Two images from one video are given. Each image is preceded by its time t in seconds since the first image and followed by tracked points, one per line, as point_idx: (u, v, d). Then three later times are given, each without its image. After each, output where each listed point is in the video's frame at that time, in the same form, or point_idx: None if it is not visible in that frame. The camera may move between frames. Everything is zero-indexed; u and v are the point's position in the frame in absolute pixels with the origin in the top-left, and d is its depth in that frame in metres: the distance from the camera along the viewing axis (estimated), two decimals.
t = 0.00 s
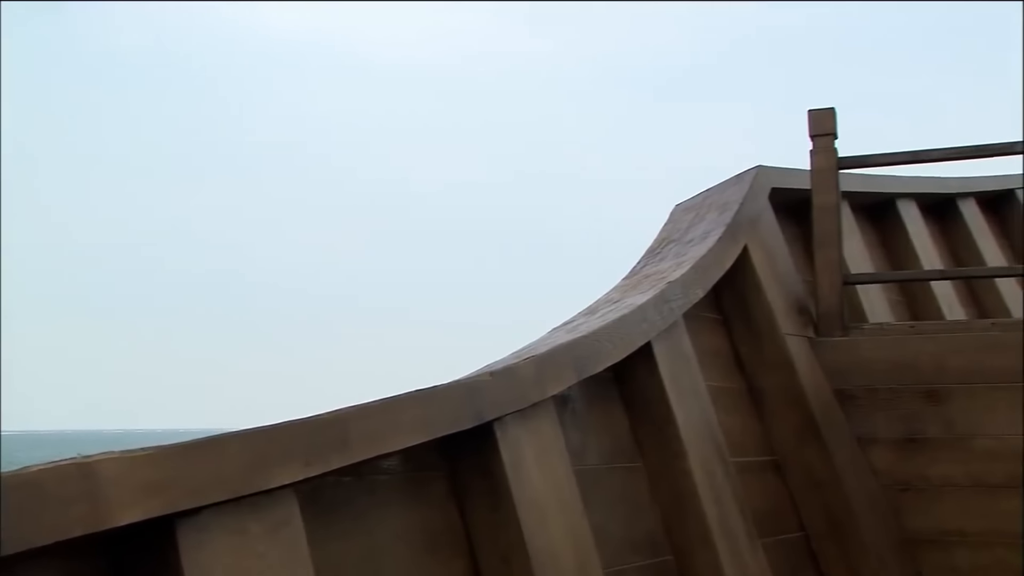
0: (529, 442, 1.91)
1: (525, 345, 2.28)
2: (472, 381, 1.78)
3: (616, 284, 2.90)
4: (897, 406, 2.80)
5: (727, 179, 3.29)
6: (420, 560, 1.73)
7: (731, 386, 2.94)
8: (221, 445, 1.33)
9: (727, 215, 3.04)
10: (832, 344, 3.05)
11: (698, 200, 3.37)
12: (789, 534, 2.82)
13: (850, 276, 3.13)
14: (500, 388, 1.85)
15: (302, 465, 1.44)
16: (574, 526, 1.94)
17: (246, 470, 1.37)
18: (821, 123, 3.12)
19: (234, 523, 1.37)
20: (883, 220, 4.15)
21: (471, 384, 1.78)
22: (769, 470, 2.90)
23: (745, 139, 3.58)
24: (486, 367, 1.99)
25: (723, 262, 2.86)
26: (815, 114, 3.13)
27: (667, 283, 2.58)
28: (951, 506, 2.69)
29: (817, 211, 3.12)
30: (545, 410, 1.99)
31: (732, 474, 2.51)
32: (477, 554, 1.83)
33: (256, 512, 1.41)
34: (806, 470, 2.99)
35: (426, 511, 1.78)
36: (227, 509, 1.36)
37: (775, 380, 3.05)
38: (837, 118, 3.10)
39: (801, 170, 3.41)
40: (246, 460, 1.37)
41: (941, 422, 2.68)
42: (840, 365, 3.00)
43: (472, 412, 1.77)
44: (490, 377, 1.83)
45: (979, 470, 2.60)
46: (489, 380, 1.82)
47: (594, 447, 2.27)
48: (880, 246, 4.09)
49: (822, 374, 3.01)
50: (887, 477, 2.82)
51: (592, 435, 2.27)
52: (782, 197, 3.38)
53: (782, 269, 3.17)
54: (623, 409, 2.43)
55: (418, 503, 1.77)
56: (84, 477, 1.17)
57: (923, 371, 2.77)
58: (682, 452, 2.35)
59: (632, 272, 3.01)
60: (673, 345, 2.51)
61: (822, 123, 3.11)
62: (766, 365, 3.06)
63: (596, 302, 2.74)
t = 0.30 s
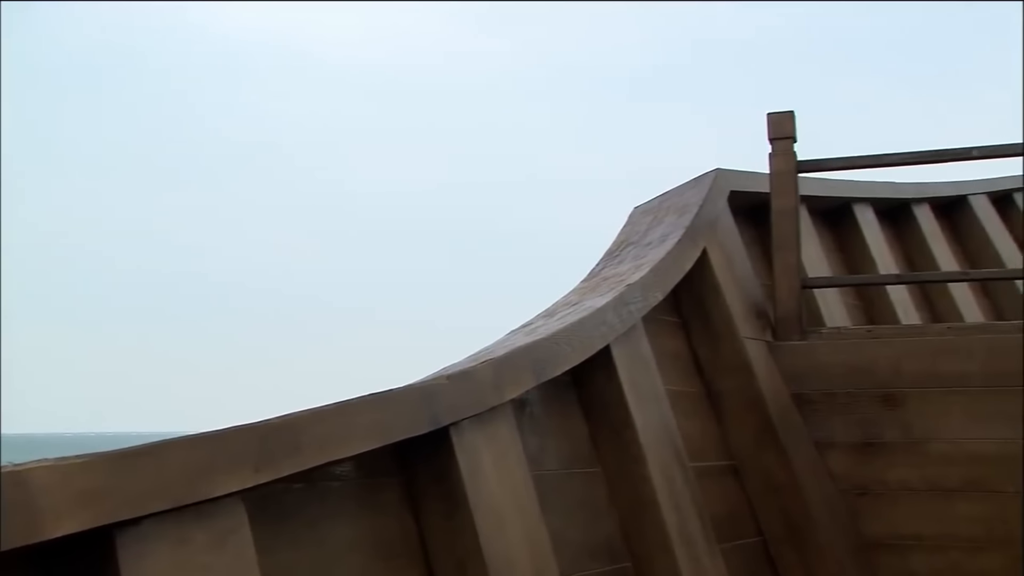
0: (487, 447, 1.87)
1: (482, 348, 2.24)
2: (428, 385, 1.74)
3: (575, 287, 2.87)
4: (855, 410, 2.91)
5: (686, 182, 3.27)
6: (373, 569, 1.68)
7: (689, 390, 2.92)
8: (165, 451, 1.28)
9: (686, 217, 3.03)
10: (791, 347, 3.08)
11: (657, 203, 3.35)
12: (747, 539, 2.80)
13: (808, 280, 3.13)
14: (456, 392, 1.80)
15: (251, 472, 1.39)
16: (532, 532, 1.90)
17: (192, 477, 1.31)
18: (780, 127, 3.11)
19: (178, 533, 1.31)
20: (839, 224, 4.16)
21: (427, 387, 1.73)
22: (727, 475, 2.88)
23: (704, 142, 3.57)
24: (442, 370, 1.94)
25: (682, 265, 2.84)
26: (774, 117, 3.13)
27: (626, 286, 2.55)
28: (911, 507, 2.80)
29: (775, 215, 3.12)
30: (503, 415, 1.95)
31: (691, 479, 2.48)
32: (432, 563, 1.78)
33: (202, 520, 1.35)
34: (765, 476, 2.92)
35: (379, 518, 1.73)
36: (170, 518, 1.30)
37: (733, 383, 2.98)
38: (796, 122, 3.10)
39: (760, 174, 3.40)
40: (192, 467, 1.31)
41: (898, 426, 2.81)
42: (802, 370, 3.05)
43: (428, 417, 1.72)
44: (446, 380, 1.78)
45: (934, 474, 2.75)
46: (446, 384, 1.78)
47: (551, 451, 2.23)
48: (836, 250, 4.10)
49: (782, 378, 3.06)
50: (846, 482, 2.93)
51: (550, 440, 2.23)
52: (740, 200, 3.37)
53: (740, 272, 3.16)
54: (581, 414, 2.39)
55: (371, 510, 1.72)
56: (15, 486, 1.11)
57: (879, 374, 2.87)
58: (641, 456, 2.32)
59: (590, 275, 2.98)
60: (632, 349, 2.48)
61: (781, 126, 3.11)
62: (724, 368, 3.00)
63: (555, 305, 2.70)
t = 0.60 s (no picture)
0: (440, 456, 1.81)
1: (435, 353, 2.18)
2: (379, 392, 1.68)
3: (529, 291, 2.82)
4: (811, 416, 2.92)
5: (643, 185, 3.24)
6: None
7: (645, 396, 2.89)
8: (101, 462, 1.21)
9: (642, 221, 3.00)
10: (747, 353, 3.07)
11: (613, 206, 3.31)
12: (701, 547, 2.77)
13: (764, 285, 3.12)
14: (409, 399, 1.74)
15: (192, 483, 1.32)
16: (486, 542, 1.85)
17: (129, 489, 1.24)
18: (736, 131, 3.10)
19: (113, 548, 1.24)
20: (794, 229, 4.17)
21: (378, 394, 1.67)
22: (683, 481, 2.85)
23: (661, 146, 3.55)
24: (393, 376, 1.88)
25: (638, 269, 2.81)
26: (730, 121, 3.11)
27: (582, 290, 2.51)
28: (867, 513, 2.83)
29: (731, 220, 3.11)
30: (457, 422, 1.90)
31: (646, 487, 2.45)
32: None
33: (140, 534, 1.28)
34: (721, 485, 2.87)
35: (328, 529, 1.67)
36: (105, 533, 1.23)
37: (688, 389, 2.95)
38: (752, 126, 3.09)
39: (716, 178, 3.38)
40: (129, 478, 1.24)
41: (853, 433, 2.83)
42: (761, 375, 3.03)
43: (379, 424, 1.66)
44: (398, 387, 1.73)
45: (889, 480, 2.78)
46: (397, 391, 1.72)
47: (505, 459, 2.18)
48: (790, 255, 4.10)
49: (738, 385, 3.02)
50: (800, 488, 2.93)
51: (504, 447, 2.18)
52: (696, 205, 3.35)
53: (696, 277, 3.14)
54: (536, 420, 2.34)
55: (319, 521, 1.66)
56: None
57: (835, 381, 2.90)
58: (597, 464, 2.28)
59: (545, 279, 2.94)
60: (588, 354, 2.44)
61: (737, 130, 3.09)
62: (680, 373, 2.96)
63: (509, 309, 2.65)
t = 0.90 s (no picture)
0: (404, 466, 1.76)
1: (399, 358, 2.12)
2: (341, 398, 1.62)
3: (495, 294, 2.77)
4: (779, 422, 2.90)
5: (610, 188, 3.21)
6: None
7: (611, 401, 2.85)
8: (43, 474, 1.16)
9: (609, 225, 2.96)
10: (714, 358, 3.00)
11: (580, 209, 3.27)
12: (667, 555, 2.74)
13: (731, 290, 3.10)
14: (372, 406, 1.69)
15: (143, 495, 1.27)
16: (450, 553, 1.80)
17: (73, 503, 1.19)
18: (703, 134, 3.11)
19: (56, 565, 1.18)
20: (759, 233, 4.16)
21: (340, 401, 1.61)
22: (650, 488, 2.81)
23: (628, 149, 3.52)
24: (356, 381, 1.82)
25: (606, 273, 2.77)
26: (699, 124, 3.12)
27: (549, 294, 2.46)
28: (835, 519, 2.81)
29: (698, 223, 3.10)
30: (422, 428, 1.84)
31: (613, 493, 2.41)
32: None
33: (85, 550, 1.22)
34: (687, 492, 2.84)
35: (286, 540, 1.61)
36: (47, 549, 1.17)
37: (655, 394, 2.91)
38: (721, 129, 3.10)
39: (683, 182, 3.36)
40: (73, 491, 1.19)
41: (819, 438, 2.85)
42: (728, 381, 2.97)
43: (341, 432, 1.60)
44: (361, 393, 1.67)
45: (857, 486, 2.80)
46: (360, 397, 1.66)
47: (469, 466, 2.13)
48: (756, 259, 4.09)
49: (704, 390, 2.97)
50: (767, 494, 2.89)
51: (469, 454, 2.13)
52: (663, 208, 3.32)
53: (663, 281, 3.10)
54: (501, 426, 2.28)
55: (277, 532, 1.59)
56: None
57: (803, 386, 2.89)
58: (564, 472, 2.23)
59: (511, 281, 2.89)
60: (555, 359, 2.40)
61: (706, 133, 3.10)
62: (648, 378, 2.92)
63: (474, 312, 2.60)
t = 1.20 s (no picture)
0: (362, 476, 1.70)
1: (357, 364, 2.06)
2: (298, 407, 1.56)
3: (456, 298, 2.72)
4: (741, 429, 2.87)
5: (573, 191, 3.17)
6: None
7: (573, 407, 2.81)
8: None
9: (572, 228, 2.92)
10: (676, 363, 2.97)
11: (542, 212, 3.23)
12: (629, 563, 2.70)
13: (694, 295, 3.07)
14: (330, 414, 1.63)
15: (86, 512, 1.20)
16: (409, 565, 1.74)
17: (11, 521, 1.12)
18: (667, 138, 3.09)
19: None
20: (721, 238, 4.15)
21: (297, 409, 1.55)
22: (612, 496, 2.78)
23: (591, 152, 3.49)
24: (313, 389, 1.76)
25: (569, 277, 2.73)
26: (663, 128, 3.11)
27: (512, 298, 2.42)
28: (797, 526, 2.79)
29: (662, 227, 3.07)
30: (381, 437, 1.79)
31: (576, 502, 2.36)
32: None
33: (26, 570, 1.16)
34: (649, 499, 2.80)
35: (238, 555, 1.54)
36: None
37: (618, 400, 2.87)
38: (684, 133, 3.09)
39: (646, 186, 3.33)
40: (11, 508, 1.12)
41: (782, 445, 2.83)
42: (689, 388, 2.94)
43: (297, 442, 1.54)
44: (319, 401, 1.61)
45: (820, 494, 2.78)
46: (318, 405, 1.60)
47: (429, 475, 2.07)
48: (718, 265, 4.08)
49: (667, 395, 2.93)
50: (730, 502, 2.86)
51: (429, 463, 2.07)
52: (626, 212, 3.29)
53: (626, 286, 3.07)
54: (462, 433, 2.23)
55: (230, 547, 1.53)
56: None
57: (766, 393, 2.87)
58: (526, 480, 2.19)
59: (472, 285, 2.84)
60: (517, 365, 2.35)
61: (669, 136, 3.09)
62: (610, 384, 2.89)
63: (435, 317, 2.55)
